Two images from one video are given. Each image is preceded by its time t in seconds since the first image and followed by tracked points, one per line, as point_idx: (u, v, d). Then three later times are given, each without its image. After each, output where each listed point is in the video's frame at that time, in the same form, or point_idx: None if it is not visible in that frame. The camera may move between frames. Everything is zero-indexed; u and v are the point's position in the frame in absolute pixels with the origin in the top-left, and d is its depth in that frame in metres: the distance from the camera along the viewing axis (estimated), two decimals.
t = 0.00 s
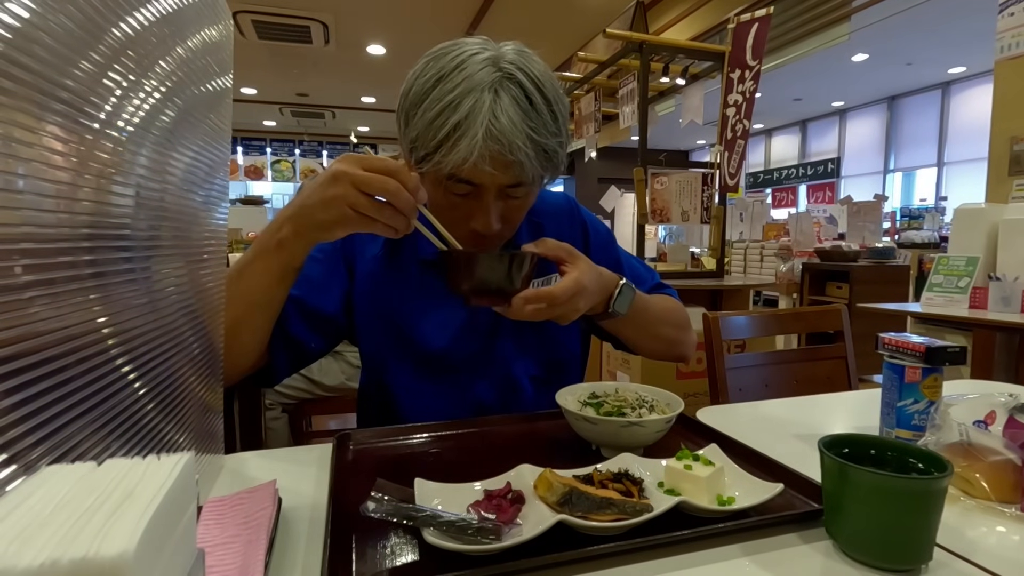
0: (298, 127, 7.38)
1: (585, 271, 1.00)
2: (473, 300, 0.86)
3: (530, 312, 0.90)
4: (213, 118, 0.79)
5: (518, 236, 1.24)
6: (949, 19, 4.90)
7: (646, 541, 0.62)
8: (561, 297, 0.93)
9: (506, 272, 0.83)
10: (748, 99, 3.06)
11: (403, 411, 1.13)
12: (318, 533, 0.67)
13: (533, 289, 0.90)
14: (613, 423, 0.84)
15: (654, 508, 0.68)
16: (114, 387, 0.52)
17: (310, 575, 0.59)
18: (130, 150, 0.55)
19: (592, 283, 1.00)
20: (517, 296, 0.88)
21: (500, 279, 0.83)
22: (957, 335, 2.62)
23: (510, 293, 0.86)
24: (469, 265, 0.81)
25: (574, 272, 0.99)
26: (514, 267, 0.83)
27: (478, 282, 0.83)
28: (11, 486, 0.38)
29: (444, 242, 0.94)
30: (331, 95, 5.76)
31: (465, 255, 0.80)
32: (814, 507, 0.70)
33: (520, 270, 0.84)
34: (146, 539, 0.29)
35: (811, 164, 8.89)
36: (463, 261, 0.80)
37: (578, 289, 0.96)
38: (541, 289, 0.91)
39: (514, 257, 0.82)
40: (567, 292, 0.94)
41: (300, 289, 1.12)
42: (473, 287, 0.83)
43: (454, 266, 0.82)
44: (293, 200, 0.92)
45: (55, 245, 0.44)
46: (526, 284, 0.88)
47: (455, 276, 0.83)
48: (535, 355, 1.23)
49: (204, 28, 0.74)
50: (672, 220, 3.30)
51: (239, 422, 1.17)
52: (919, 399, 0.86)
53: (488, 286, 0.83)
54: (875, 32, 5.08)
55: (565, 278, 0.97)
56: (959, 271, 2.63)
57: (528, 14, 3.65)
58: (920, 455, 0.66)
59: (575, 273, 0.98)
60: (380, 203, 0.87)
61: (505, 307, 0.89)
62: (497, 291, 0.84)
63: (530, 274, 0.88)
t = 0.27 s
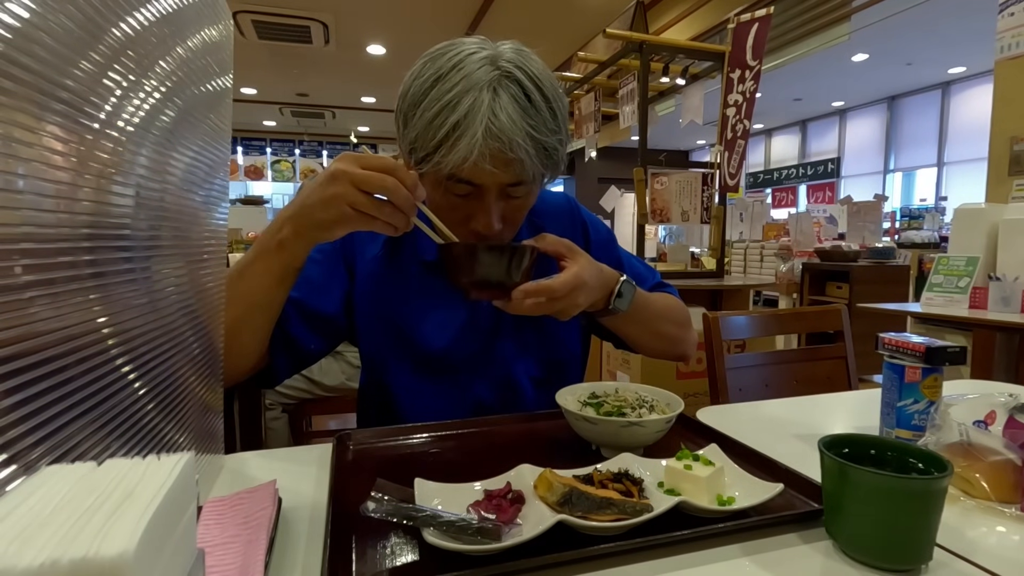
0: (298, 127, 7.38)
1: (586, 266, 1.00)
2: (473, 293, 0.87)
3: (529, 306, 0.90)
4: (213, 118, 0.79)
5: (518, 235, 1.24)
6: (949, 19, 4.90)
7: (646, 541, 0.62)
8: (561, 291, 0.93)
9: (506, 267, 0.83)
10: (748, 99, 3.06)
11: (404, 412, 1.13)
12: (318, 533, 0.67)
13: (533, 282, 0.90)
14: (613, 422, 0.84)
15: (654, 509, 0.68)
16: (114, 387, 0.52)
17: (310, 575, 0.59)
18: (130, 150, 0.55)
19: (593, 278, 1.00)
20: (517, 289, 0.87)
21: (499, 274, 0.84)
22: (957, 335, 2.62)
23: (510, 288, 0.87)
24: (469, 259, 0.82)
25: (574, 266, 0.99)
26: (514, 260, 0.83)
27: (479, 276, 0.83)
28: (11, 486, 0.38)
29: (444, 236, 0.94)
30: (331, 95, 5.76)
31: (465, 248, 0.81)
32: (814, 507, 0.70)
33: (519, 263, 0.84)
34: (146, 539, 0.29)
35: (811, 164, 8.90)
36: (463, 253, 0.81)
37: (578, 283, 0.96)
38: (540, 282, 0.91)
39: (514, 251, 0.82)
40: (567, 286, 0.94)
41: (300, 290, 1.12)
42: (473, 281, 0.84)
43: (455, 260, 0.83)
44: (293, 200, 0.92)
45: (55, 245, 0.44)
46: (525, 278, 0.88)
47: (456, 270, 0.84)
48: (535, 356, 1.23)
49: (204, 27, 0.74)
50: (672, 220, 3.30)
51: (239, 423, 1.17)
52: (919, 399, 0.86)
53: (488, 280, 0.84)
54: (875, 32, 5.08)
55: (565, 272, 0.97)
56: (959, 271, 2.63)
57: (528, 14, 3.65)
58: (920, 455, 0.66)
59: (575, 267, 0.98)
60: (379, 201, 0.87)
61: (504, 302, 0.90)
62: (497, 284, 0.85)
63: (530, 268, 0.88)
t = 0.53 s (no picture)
0: (298, 127, 7.38)
1: (585, 263, 1.00)
2: (472, 289, 0.87)
3: (527, 301, 0.90)
4: (213, 118, 0.79)
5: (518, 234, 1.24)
6: (949, 19, 4.90)
7: (646, 541, 0.62)
8: (559, 286, 0.93)
9: (505, 263, 0.84)
10: (748, 99, 3.06)
11: (403, 412, 1.13)
12: (319, 533, 0.67)
13: (531, 278, 0.89)
14: (613, 423, 0.84)
15: (654, 509, 0.68)
16: (114, 387, 0.52)
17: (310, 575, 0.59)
18: (130, 150, 0.55)
19: (592, 276, 1.00)
20: (515, 284, 0.87)
21: (498, 270, 0.84)
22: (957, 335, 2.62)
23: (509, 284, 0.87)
24: (469, 257, 0.82)
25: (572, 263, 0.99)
26: (512, 255, 0.83)
27: (478, 272, 0.84)
28: (11, 486, 0.38)
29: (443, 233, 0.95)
30: (331, 95, 5.76)
31: (463, 244, 0.81)
32: (814, 507, 0.70)
33: (518, 259, 0.85)
34: (146, 538, 0.29)
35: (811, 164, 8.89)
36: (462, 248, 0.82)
37: (577, 279, 0.96)
38: (539, 278, 0.90)
39: (512, 247, 0.83)
40: (565, 281, 0.94)
41: (300, 290, 1.12)
42: (472, 277, 0.84)
43: (454, 257, 0.84)
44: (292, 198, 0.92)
45: (55, 245, 0.44)
46: (524, 273, 0.88)
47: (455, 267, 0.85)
48: (535, 356, 1.23)
49: (204, 27, 0.74)
50: (672, 220, 3.29)
51: (239, 423, 1.17)
52: (919, 399, 0.86)
53: (487, 276, 0.84)
54: (875, 32, 5.08)
55: (564, 268, 0.96)
56: (959, 271, 2.63)
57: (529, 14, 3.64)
58: (920, 455, 0.66)
59: (574, 263, 0.98)
60: (379, 198, 0.87)
61: (503, 297, 0.90)
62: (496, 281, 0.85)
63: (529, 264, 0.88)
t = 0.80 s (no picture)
0: (298, 127, 7.38)
1: (585, 262, 1.00)
2: (472, 288, 0.87)
3: (527, 300, 0.90)
4: (213, 118, 0.79)
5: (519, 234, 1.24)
6: (949, 19, 4.90)
7: (646, 541, 0.62)
8: (559, 285, 0.93)
9: (504, 262, 0.84)
10: (748, 99, 3.06)
11: (403, 412, 1.13)
12: (318, 533, 0.67)
13: (531, 276, 0.89)
14: (613, 423, 0.84)
15: (654, 509, 0.68)
16: (115, 386, 0.52)
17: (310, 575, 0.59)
18: (130, 150, 0.55)
19: (592, 275, 1.00)
20: (515, 282, 0.87)
21: (498, 269, 0.84)
22: (957, 335, 2.62)
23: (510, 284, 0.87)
24: (468, 257, 0.83)
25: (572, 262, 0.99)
26: (512, 253, 0.83)
27: (477, 271, 0.84)
28: (12, 486, 0.38)
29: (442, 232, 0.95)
30: (331, 95, 5.76)
31: (463, 244, 0.81)
32: (814, 507, 0.70)
33: (517, 258, 0.85)
34: (146, 538, 0.29)
35: (811, 164, 8.91)
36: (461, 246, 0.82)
37: (576, 279, 0.96)
38: (538, 277, 0.90)
39: (512, 246, 0.83)
40: (565, 280, 0.94)
41: (300, 291, 1.12)
42: (471, 276, 0.84)
43: (454, 256, 0.84)
44: (292, 199, 0.92)
45: (55, 245, 0.44)
46: (524, 272, 0.88)
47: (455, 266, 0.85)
48: (535, 357, 1.23)
49: (204, 28, 0.74)
50: (672, 220, 3.30)
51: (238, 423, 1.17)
52: (919, 399, 0.86)
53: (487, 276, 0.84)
54: (875, 32, 5.08)
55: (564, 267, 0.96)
56: (959, 271, 2.63)
57: (529, 14, 3.64)
58: (920, 455, 0.66)
59: (574, 263, 0.98)
60: (379, 198, 0.87)
61: (503, 296, 0.89)
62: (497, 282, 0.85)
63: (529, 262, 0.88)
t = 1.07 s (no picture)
0: (298, 127, 7.38)
1: (583, 260, 1.00)
2: (471, 286, 0.87)
3: (525, 297, 0.90)
4: (213, 118, 0.79)
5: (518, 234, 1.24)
6: (949, 19, 4.90)
7: (646, 541, 0.62)
8: (558, 282, 0.93)
9: (502, 259, 0.83)
10: (748, 99, 3.06)
11: (403, 411, 1.13)
12: (318, 533, 0.67)
13: (529, 273, 0.89)
14: (613, 423, 0.84)
15: (654, 508, 0.68)
16: (114, 387, 0.52)
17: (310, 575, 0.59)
18: (130, 150, 0.55)
19: (590, 274, 1.00)
20: (513, 279, 0.87)
21: (496, 266, 0.84)
22: (957, 336, 2.62)
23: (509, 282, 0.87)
24: (468, 256, 0.83)
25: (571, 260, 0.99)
26: (511, 250, 0.83)
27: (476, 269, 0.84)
28: (11, 486, 0.38)
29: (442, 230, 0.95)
30: (331, 95, 5.76)
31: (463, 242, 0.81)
32: (814, 507, 0.70)
33: (516, 256, 0.84)
34: (147, 538, 0.29)
35: (811, 164, 8.91)
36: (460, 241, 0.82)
37: (575, 276, 0.96)
38: (536, 274, 0.90)
39: (510, 243, 0.83)
40: (563, 277, 0.94)
41: (299, 290, 1.12)
42: (470, 273, 0.84)
43: (453, 254, 0.84)
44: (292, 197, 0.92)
45: (54, 245, 0.44)
46: (523, 268, 0.88)
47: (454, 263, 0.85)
48: (535, 356, 1.23)
49: (204, 27, 0.74)
50: (672, 220, 3.29)
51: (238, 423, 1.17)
52: (919, 399, 0.86)
53: (486, 274, 0.84)
54: (875, 32, 5.08)
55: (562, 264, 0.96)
56: (959, 271, 2.63)
57: (529, 14, 3.64)
58: (920, 455, 0.66)
59: (572, 261, 0.98)
60: (378, 196, 0.87)
61: (501, 294, 0.89)
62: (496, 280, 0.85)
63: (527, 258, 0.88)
